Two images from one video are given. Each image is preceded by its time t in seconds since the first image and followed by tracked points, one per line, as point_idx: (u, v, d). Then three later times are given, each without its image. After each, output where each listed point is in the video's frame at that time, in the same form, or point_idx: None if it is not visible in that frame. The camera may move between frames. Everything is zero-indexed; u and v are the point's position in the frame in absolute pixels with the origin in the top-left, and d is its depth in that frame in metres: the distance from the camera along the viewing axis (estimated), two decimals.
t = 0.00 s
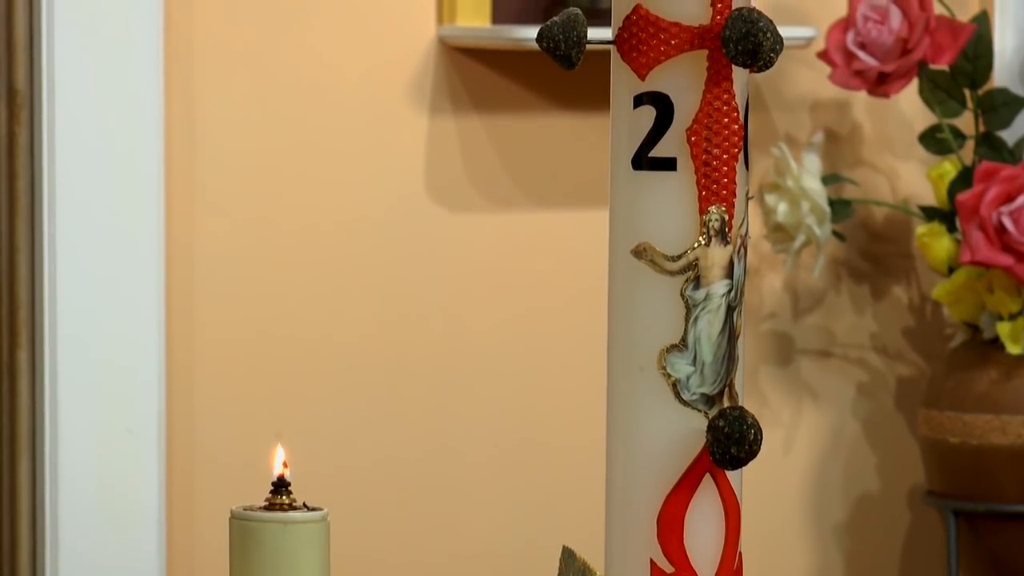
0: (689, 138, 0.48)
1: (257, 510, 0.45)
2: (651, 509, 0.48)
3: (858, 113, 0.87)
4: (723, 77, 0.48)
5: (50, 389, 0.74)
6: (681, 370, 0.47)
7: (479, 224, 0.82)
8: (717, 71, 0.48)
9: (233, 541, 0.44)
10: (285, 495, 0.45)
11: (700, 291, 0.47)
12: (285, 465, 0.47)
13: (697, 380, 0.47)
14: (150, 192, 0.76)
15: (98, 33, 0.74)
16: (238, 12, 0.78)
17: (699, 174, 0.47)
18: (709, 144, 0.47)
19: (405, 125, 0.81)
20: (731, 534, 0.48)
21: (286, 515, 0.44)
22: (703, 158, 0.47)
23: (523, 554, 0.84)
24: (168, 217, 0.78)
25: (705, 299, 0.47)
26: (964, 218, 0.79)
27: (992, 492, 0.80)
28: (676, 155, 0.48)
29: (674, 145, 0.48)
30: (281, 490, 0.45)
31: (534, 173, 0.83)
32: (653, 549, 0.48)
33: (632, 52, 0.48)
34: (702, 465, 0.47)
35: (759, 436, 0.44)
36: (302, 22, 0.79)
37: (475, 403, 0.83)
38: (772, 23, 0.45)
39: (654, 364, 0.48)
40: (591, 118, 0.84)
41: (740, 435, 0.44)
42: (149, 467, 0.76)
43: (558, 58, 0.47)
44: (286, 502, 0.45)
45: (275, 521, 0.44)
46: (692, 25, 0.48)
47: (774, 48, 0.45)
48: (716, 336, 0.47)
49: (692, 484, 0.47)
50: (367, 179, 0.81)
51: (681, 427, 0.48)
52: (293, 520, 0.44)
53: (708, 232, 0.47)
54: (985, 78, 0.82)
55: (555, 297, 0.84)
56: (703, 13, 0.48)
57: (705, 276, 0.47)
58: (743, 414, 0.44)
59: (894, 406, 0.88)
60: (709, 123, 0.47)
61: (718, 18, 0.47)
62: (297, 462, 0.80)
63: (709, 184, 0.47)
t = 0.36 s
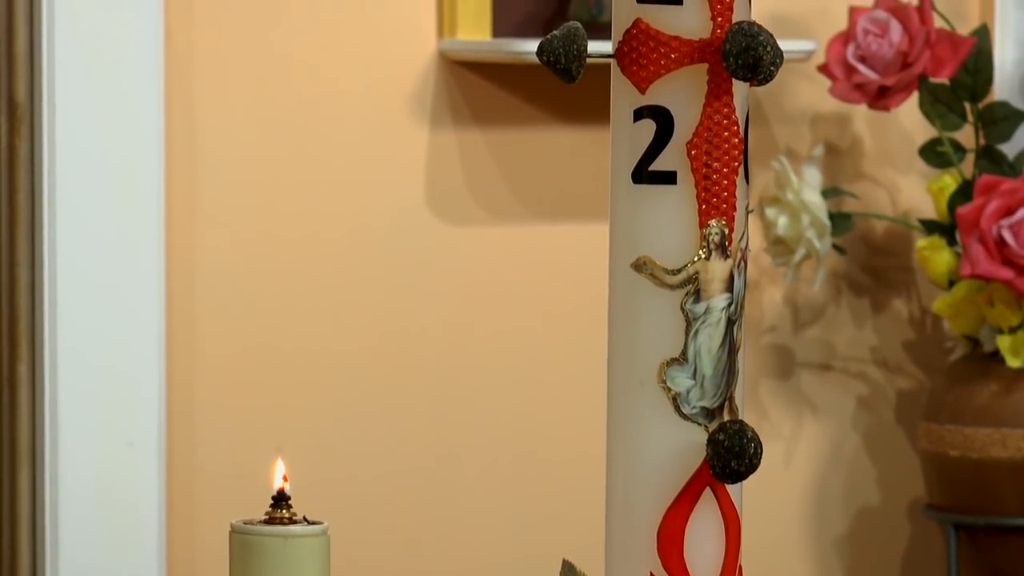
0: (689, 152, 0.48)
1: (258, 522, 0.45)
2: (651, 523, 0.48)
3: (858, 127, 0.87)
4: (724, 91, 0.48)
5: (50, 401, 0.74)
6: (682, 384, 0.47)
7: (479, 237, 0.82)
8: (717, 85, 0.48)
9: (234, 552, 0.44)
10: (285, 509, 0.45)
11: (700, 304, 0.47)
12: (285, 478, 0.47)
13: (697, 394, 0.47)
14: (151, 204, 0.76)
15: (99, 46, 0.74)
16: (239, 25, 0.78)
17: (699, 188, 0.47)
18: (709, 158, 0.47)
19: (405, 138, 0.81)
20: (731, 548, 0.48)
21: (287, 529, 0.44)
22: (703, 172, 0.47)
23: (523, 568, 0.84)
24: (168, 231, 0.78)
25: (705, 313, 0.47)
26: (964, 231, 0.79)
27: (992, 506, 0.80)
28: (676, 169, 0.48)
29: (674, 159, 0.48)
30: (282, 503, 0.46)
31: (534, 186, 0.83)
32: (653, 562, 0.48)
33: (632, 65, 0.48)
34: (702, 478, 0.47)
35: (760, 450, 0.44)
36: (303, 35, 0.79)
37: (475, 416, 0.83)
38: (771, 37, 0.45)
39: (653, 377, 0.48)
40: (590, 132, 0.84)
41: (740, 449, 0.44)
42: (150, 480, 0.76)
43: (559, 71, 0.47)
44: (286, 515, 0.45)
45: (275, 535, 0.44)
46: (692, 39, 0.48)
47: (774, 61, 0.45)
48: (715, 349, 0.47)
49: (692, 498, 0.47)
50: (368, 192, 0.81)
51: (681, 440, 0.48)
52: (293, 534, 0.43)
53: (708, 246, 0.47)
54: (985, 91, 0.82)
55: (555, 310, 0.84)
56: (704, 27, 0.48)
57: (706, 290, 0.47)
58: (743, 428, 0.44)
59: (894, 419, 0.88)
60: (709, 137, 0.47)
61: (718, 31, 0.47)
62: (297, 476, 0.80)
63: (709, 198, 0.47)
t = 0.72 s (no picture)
0: (689, 163, 0.47)
1: (257, 534, 0.45)
2: (651, 535, 0.48)
3: (858, 138, 0.87)
4: (723, 103, 0.48)
5: (51, 414, 0.74)
6: (682, 396, 0.47)
7: (479, 248, 0.82)
8: (717, 96, 0.48)
9: (234, 563, 0.44)
10: (286, 520, 0.45)
11: (700, 316, 0.47)
12: (285, 490, 0.47)
13: (697, 406, 0.47)
14: (151, 216, 0.75)
15: (99, 57, 0.74)
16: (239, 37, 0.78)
17: (699, 199, 0.47)
18: (709, 170, 0.47)
19: (405, 149, 0.81)
20: (731, 560, 0.47)
21: (287, 541, 0.44)
22: (703, 183, 0.47)
23: None
24: (169, 242, 0.77)
25: (705, 325, 0.47)
26: (964, 243, 0.79)
27: (992, 517, 0.80)
28: (676, 181, 0.48)
29: (674, 170, 0.48)
30: (281, 515, 0.46)
31: (534, 198, 0.83)
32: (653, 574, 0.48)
33: (632, 77, 0.48)
34: (703, 490, 0.47)
35: (760, 461, 0.44)
36: (303, 46, 0.79)
37: (475, 427, 0.83)
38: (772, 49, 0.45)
39: (654, 389, 0.48)
40: (591, 144, 0.84)
41: (740, 461, 0.43)
42: (150, 492, 0.76)
43: (558, 83, 0.47)
44: (287, 527, 0.45)
45: (275, 547, 0.44)
46: (692, 51, 0.48)
47: (774, 72, 0.45)
48: (716, 361, 0.47)
49: (692, 509, 0.47)
50: (367, 204, 0.81)
51: (681, 452, 0.47)
52: (294, 546, 0.43)
53: (708, 258, 0.47)
54: (985, 102, 0.82)
55: (555, 321, 0.84)
56: (703, 39, 0.48)
57: (706, 302, 0.47)
58: (743, 439, 0.44)
59: (894, 431, 0.88)
60: (710, 148, 0.47)
61: (718, 43, 0.47)
62: (297, 488, 0.80)
63: (710, 210, 0.47)
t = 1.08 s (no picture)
0: (689, 178, 0.47)
1: (257, 548, 0.45)
2: (651, 550, 0.47)
3: (858, 152, 0.88)
4: (723, 117, 0.48)
5: (50, 428, 0.73)
6: (682, 410, 0.47)
7: (479, 262, 0.82)
8: (717, 111, 0.47)
9: None
10: (285, 535, 0.46)
11: (700, 330, 0.47)
12: (284, 504, 0.48)
13: (697, 420, 0.47)
14: (151, 230, 0.75)
15: (99, 71, 0.74)
16: (239, 51, 0.78)
17: (699, 213, 0.47)
18: (709, 184, 0.47)
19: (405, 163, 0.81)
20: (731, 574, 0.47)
21: (287, 555, 0.44)
22: (703, 198, 0.47)
23: None
24: (169, 256, 0.77)
25: (705, 339, 0.47)
26: (964, 257, 0.79)
27: (992, 531, 0.80)
28: (675, 195, 0.48)
29: (674, 185, 0.48)
30: (281, 529, 0.46)
31: (534, 211, 0.83)
32: None
33: (632, 91, 0.48)
34: (702, 504, 0.47)
35: (760, 476, 0.44)
36: (303, 60, 0.79)
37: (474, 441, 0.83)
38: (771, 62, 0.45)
39: (654, 404, 0.47)
40: (591, 158, 0.84)
41: (740, 475, 0.44)
42: (150, 506, 0.76)
43: (558, 97, 0.47)
44: (286, 541, 0.46)
45: (275, 561, 0.44)
46: (692, 65, 0.48)
47: (774, 87, 0.45)
48: (716, 374, 0.47)
49: (691, 524, 0.47)
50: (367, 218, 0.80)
51: (681, 465, 0.47)
52: (294, 560, 0.44)
53: (708, 272, 0.47)
54: (984, 116, 0.82)
55: (555, 335, 0.84)
56: (703, 54, 0.48)
57: (706, 316, 0.47)
58: (743, 454, 0.44)
59: (894, 445, 0.88)
60: (709, 163, 0.47)
61: (718, 57, 0.47)
62: (297, 502, 0.80)
63: (710, 224, 0.47)
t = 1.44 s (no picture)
0: (689, 192, 0.47)
1: (258, 561, 0.45)
2: (651, 564, 0.47)
3: (858, 165, 0.88)
4: (723, 131, 0.47)
5: (51, 441, 0.73)
6: (682, 424, 0.47)
7: (479, 275, 0.82)
8: (717, 124, 0.47)
9: None
10: (286, 548, 0.46)
11: (701, 342, 0.47)
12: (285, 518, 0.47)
13: (697, 433, 0.47)
14: (151, 244, 0.75)
15: (100, 84, 0.74)
16: (240, 65, 0.78)
17: (699, 226, 0.47)
18: (709, 198, 0.47)
19: (405, 177, 0.81)
20: None
21: (287, 570, 0.44)
22: (703, 212, 0.47)
23: None
24: (169, 269, 0.77)
25: (705, 352, 0.47)
26: (964, 269, 0.79)
27: (992, 544, 0.80)
28: (676, 209, 0.48)
29: (674, 198, 0.48)
30: (282, 542, 0.46)
31: (534, 225, 0.83)
32: None
33: (633, 104, 0.48)
34: (703, 517, 0.47)
35: (759, 489, 0.44)
36: (303, 73, 0.79)
37: (475, 455, 0.83)
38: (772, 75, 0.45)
39: (654, 417, 0.47)
40: (591, 172, 0.84)
41: (740, 488, 0.43)
42: (150, 518, 0.75)
43: (559, 110, 0.47)
44: (287, 555, 0.46)
45: None
46: (692, 79, 0.47)
47: (774, 100, 0.45)
48: (716, 389, 0.47)
49: (691, 537, 0.47)
50: (368, 231, 0.80)
51: (681, 479, 0.47)
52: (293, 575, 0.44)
53: (708, 285, 0.47)
54: (985, 129, 0.82)
55: (556, 348, 0.84)
56: (703, 67, 0.48)
57: (706, 329, 0.47)
58: (743, 467, 0.44)
59: (894, 458, 0.88)
60: (709, 176, 0.47)
61: (718, 71, 0.47)
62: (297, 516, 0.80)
63: (710, 237, 0.47)
